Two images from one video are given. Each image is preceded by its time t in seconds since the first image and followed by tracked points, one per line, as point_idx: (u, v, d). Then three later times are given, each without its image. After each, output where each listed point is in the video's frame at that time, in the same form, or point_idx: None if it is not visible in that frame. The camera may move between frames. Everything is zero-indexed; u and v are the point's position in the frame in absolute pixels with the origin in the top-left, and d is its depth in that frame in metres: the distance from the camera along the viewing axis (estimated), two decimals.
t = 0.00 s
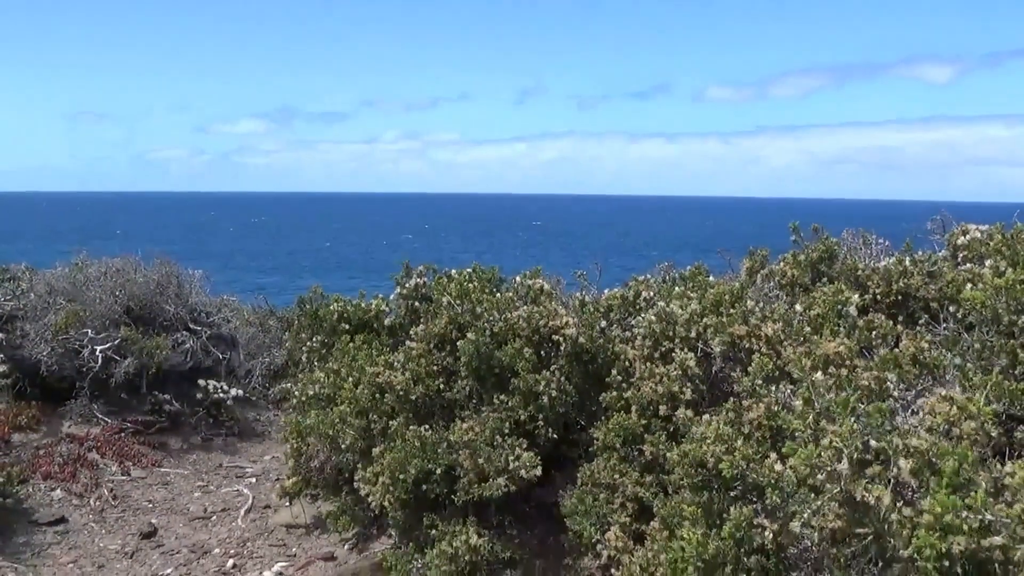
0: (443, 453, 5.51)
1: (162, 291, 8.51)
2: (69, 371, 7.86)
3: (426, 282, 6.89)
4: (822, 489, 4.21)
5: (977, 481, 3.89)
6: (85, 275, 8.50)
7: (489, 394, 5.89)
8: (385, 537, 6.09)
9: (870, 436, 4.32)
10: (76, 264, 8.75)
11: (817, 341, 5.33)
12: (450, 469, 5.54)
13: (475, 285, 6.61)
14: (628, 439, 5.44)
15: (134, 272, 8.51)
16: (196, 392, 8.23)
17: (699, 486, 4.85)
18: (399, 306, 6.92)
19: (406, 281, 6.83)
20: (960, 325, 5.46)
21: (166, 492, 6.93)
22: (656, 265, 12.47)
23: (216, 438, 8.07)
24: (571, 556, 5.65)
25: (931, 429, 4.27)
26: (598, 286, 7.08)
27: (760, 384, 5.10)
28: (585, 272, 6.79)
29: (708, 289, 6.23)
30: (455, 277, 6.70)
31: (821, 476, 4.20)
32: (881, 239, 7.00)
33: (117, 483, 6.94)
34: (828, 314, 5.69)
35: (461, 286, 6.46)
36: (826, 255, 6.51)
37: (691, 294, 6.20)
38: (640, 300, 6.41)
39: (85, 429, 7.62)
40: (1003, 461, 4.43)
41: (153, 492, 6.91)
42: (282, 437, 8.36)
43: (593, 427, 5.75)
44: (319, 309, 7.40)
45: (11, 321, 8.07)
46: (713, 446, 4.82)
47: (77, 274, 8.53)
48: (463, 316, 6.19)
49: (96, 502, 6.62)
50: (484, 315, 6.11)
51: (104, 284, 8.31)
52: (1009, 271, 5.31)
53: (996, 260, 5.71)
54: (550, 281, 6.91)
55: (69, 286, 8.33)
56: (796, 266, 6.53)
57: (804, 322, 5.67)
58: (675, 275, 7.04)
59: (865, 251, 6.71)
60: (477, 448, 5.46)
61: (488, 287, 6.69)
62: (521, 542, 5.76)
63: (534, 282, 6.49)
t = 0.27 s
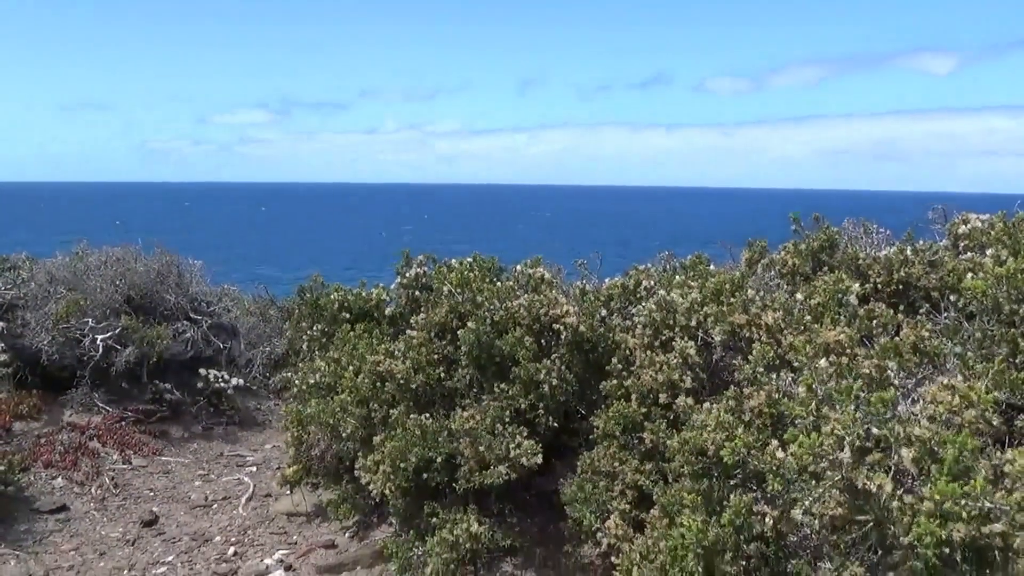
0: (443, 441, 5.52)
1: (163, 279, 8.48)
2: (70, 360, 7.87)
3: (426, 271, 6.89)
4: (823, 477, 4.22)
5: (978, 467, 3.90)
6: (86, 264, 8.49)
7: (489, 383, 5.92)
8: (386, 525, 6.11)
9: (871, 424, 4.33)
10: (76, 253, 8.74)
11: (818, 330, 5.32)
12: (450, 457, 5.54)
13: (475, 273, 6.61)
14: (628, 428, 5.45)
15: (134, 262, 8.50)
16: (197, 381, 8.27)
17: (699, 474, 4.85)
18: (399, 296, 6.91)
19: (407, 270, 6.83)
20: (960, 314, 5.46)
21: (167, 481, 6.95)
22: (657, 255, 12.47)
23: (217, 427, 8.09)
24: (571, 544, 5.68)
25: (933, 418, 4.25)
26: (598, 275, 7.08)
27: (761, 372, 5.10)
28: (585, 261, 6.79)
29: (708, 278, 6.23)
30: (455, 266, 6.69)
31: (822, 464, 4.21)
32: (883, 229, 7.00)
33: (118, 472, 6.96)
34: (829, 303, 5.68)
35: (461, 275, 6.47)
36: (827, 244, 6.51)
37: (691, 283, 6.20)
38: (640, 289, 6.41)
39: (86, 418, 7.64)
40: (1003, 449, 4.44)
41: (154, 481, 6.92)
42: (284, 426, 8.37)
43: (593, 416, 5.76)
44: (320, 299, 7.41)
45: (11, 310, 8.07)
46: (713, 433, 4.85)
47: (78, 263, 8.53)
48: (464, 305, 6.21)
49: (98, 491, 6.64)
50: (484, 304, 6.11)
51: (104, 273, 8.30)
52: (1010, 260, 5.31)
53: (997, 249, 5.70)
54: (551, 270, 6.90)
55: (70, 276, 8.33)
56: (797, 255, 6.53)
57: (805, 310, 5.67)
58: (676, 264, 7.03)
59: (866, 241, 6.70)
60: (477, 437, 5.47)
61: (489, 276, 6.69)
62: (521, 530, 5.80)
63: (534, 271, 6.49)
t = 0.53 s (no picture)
0: (444, 427, 5.54)
1: (163, 266, 8.48)
2: (71, 346, 7.87)
3: (427, 257, 6.88)
4: (823, 462, 4.24)
5: (981, 451, 3.89)
6: (86, 251, 8.50)
7: (490, 369, 5.95)
8: (388, 510, 6.13)
9: (872, 409, 4.33)
10: (76, 240, 8.74)
11: (819, 316, 5.32)
12: (451, 443, 5.57)
13: (476, 260, 6.61)
14: (629, 414, 5.48)
15: (134, 249, 8.51)
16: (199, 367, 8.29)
17: (700, 460, 4.93)
18: (401, 282, 6.91)
19: (408, 256, 6.82)
20: (961, 300, 5.46)
21: (169, 467, 6.97)
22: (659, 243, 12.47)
23: (219, 414, 8.11)
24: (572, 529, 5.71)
25: (934, 402, 4.26)
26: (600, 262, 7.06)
27: (762, 357, 5.11)
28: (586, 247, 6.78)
29: (710, 264, 6.23)
30: (456, 252, 6.69)
31: (823, 446, 4.22)
32: (885, 215, 6.99)
33: (119, 458, 6.98)
34: (830, 289, 5.67)
35: (463, 261, 6.46)
36: (829, 231, 6.50)
37: (692, 269, 6.19)
38: (642, 276, 6.40)
39: (88, 404, 7.66)
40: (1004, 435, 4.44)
41: (156, 467, 6.94)
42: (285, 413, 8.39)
43: (594, 402, 5.77)
44: (321, 286, 7.41)
45: (12, 297, 8.07)
46: (715, 418, 4.86)
47: (78, 250, 8.53)
48: (465, 291, 6.21)
49: (100, 477, 6.65)
50: (485, 290, 6.12)
51: (105, 260, 8.31)
52: (1013, 246, 5.30)
53: (1000, 236, 5.68)
54: (551, 256, 6.88)
55: (70, 263, 8.33)
56: (799, 242, 6.52)
57: (807, 297, 5.66)
58: (677, 251, 7.02)
59: (868, 227, 6.70)
60: (478, 423, 5.47)
61: (490, 263, 6.69)
62: (523, 516, 5.83)
63: (535, 256, 6.46)
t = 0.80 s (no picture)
0: (444, 410, 5.54)
1: (164, 251, 8.52)
2: (73, 329, 7.83)
3: (428, 241, 6.87)
4: (821, 445, 4.26)
5: (977, 431, 3.89)
6: (87, 235, 8.50)
7: (490, 352, 5.94)
8: (389, 493, 6.15)
9: (871, 392, 4.31)
10: (77, 224, 8.74)
11: (820, 299, 5.31)
12: (452, 426, 5.58)
13: (478, 243, 6.60)
14: (630, 397, 5.47)
15: (135, 233, 8.51)
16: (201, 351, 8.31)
17: (700, 442, 4.94)
18: (403, 266, 6.91)
19: (409, 241, 6.82)
20: (964, 285, 5.45)
21: (171, 449, 6.99)
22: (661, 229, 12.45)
23: (220, 398, 8.12)
24: (573, 512, 5.73)
25: (931, 383, 4.32)
26: (601, 246, 7.05)
27: (763, 340, 5.12)
28: (588, 232, 6.78)
29: (711, 249, 6.22)
30: (458, 235, 6.68)
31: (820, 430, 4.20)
32: (888, 200, 6.96)
33: (121, 440, 7.00)
34: (832, 273, 5.66)
35: (464, 245, 6.46)
36: (832, 215, 6.48)
37: (694, 253, 6.18)
38: (644, 260, 6.38)
39: (90, 387, 7.67)
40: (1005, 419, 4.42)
41: (158, 449, 6.97)
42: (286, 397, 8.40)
43: (595, 385, 5.78)
44: (322, 270, 7.41)
45: (13, 280, 8.07)
46: (715, 401, 4.87)
47: (79, 234, 8.54)
48: (466, 275, 6.21)
49: (102, 459, 6.68)
50: (486, 274, 6.12)
51: (106, 244, 8.31)
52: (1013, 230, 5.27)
53: (1003, 220, 5.66)
54: (553, 240, 6.87)
55: (71, 246, 8.32)
56: (801, 226, 6.52)
57: (809, 280, 5.65)
58: (679, 236, 7.00)
59: (871, 212, 6.68)
60: (478, 406, 5.47)
61: (492, 247, 6.68)
62: (523, 499, 5.84)
63: (536, 240, 6.46)
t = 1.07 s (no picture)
0: (445, 395, 5.56)
1: (165, 235, 8.51)
2: (74, 313, 7.90)
3: (429, 226, 6.87)
4: (820, 430, 4.28)
5: (977, 418, 3.90)
6: (87, 219, 8.51)
7: (490, 336, 5.95)
8: (389, 477, 6.18)
9: (871, 376, 4.30)
10: (77, 207, 8.74)
11: (821, 285, 5.30)
12: (452, 411, 5.58)
13: (478, 228, 6.59)
14: (631, 382, 5.48)
15: (136, 217, 8.51)
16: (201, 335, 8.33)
17: (700, 427, 4.95)
18: (403, 251, 6.90)
19: (409, 225, 6.81)
20: (965, 271, 5.44)
21: (172, 433, 7.02)
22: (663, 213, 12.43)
23: (221, 382, 8.14)
24: (573, 496, 5.76)
25: (933, 369, 4.30)
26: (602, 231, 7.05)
27: (763, 326, 5.13)
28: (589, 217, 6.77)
29: (712, 234, 6.21)
30: (458, 220, 6.66)
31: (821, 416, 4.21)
32: (889, 186, 6.95)
33: (122, 424, 7.02)
34: (833, 259, 5.66)
35: (465, 230, 6.46)
36: (833, 201, 6.46)
37: (695, 238, 6.17)
38: (645, 245, 6.36)
39: (91, 370, 7.69)
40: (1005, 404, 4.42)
41: (159, 433, 6.99)
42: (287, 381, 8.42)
43: (595, 370, 5.79)
44: (322, 254, 7.41)
45: (14, 264, 8.08)
46: (715, 386, 4.87)
47: (79, 217, 8.54)
48: (466, 259, 6.21)
49: (103, 443, 6.70)
50: (486, 258, 6.12)
51: (106, 228, 8.32)
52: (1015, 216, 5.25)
53: (1005, 206, 5.63)
54: (554, 225, 6.87)
55: (72, 230, 8.33)
56: (803, 212, 6.52)
57: (810, 266, 5.64)
58: (681, 221, 6.97)
59: (872, 198, 6.67)
60: (478, 390, 5.48)
61: (493, 231, 6.67)
62: (523, 483, 5.87)
63: (537, 225, 6.44)
